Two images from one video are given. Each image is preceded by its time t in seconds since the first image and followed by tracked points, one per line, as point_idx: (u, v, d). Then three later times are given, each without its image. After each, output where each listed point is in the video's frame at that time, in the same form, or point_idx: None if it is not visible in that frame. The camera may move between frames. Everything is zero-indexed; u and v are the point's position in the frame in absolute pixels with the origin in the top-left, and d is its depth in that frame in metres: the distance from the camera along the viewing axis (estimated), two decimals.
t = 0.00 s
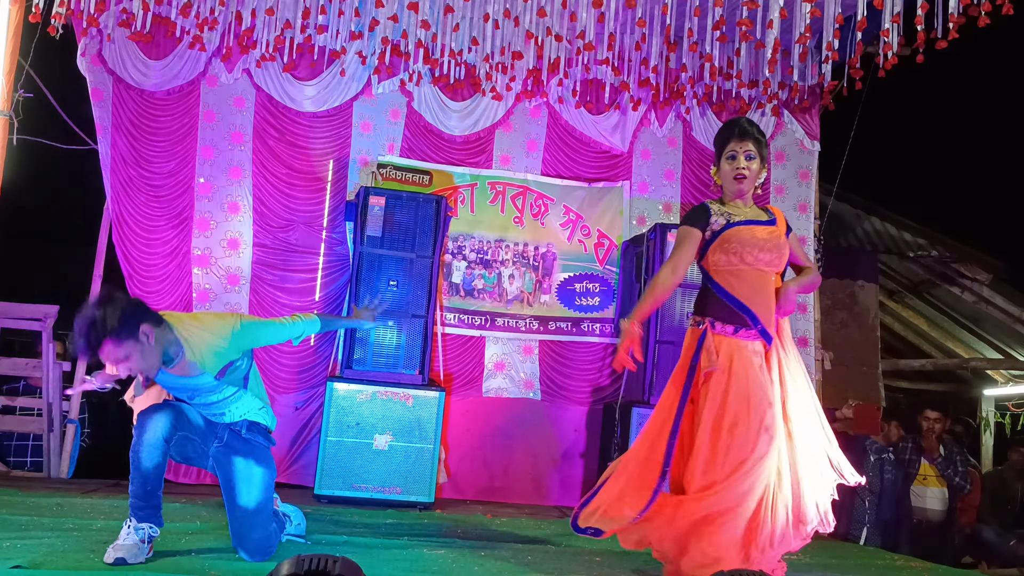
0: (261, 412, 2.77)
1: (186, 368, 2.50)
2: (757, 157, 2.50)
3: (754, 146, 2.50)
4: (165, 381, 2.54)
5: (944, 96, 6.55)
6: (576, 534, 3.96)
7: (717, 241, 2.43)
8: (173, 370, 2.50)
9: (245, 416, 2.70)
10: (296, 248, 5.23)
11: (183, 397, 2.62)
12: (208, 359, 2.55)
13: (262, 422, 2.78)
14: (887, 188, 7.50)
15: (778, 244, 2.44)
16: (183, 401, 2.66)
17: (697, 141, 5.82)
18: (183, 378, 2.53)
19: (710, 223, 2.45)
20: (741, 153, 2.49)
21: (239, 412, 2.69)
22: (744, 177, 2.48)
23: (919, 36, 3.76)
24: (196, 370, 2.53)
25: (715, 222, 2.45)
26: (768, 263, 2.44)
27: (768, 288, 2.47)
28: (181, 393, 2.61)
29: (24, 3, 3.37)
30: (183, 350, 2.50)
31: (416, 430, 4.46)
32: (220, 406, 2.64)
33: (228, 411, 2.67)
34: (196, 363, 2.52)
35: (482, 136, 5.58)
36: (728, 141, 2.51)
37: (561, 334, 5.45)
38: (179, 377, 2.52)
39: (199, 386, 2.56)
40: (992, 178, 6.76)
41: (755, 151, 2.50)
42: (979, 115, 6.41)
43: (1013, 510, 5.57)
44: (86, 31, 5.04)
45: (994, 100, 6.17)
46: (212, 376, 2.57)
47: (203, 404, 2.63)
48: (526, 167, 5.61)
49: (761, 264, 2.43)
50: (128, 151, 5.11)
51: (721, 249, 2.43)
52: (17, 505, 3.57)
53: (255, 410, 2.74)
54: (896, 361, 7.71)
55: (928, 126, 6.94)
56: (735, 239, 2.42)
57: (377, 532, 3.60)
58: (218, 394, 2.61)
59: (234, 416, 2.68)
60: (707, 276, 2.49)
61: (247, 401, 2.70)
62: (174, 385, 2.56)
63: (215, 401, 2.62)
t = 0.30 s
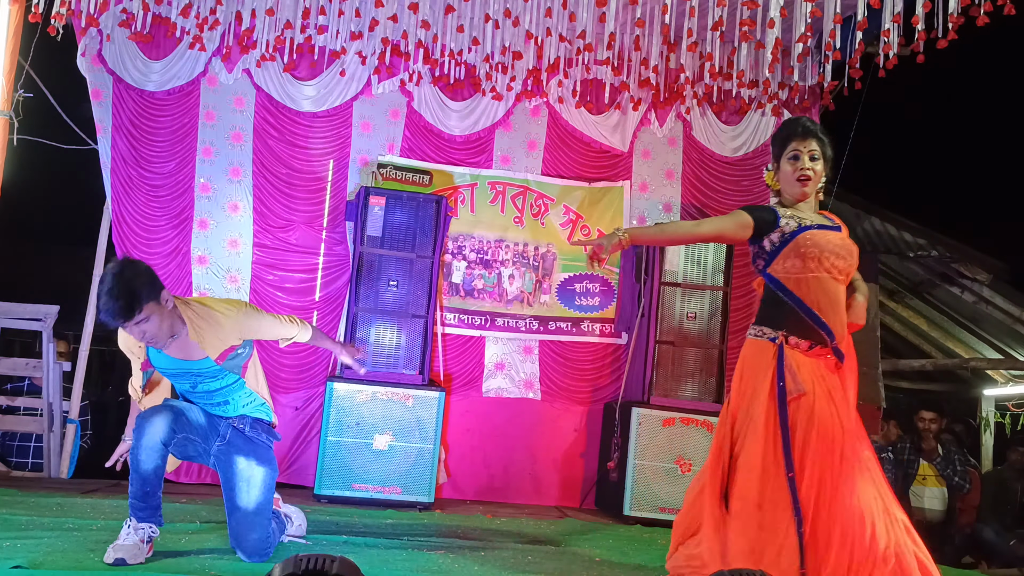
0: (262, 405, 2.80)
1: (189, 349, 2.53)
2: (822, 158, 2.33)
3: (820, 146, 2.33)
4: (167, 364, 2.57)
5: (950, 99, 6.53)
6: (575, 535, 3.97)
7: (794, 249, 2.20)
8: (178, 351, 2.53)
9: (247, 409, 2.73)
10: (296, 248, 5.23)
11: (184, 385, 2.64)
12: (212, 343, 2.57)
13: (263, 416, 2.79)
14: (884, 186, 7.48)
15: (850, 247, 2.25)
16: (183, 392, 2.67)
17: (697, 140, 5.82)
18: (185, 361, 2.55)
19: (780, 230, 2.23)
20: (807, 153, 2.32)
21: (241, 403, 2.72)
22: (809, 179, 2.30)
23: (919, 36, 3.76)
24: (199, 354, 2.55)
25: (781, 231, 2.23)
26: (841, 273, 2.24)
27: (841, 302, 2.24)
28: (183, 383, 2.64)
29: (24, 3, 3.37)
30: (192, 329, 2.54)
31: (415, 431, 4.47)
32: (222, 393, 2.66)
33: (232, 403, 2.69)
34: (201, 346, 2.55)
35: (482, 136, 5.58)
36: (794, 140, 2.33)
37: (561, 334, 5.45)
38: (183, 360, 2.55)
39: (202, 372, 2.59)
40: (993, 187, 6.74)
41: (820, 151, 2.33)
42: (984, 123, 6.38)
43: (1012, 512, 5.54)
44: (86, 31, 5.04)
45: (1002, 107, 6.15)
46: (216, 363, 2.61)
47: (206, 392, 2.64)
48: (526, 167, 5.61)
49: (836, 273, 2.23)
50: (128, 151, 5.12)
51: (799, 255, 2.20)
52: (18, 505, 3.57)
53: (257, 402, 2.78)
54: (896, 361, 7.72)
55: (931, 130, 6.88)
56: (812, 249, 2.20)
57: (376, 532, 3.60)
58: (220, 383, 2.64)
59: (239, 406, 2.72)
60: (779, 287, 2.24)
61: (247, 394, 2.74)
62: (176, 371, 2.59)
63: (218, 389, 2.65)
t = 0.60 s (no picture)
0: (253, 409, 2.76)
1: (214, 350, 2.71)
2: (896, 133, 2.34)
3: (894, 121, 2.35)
4: (197, 342, 2.72)
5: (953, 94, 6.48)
6: (575, 535, 3.96)
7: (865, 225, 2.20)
8: (213, 329, 2.75)
9: (241, 408, 2.72)
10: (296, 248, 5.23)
11: (196, 364, 2.70)
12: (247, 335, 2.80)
13: (256, 415, 2.75)
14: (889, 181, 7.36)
15: (925, 232, 2.21)
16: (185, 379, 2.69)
17: (697, 140, 5.82)
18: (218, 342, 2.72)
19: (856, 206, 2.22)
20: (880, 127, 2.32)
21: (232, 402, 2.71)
22: (882, 154, 2.30)
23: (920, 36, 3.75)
24: (232, 340, 2.75)
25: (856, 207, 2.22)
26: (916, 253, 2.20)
27: (918, 287, 2.20)
28: (191, 367, 2.70)
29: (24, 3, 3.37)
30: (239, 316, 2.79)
31: (415, 431, 4.46)
32: (222, 389, 2.69)
33: (226, 401, 2.70)
34: (236, 333, 2.77)
35: (482, 136, 5.58)
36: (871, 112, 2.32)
37: (561, 334, 5.45)
38: (216, 341, 2.73)
39: (225, 360, 2.71)
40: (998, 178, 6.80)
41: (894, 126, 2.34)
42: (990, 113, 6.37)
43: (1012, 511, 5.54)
44: (86, 31, 5.05)
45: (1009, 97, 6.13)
46: (241, 354, 2.76)
47: (209, 383, 2.68)
48: (526, 167, 5.61)
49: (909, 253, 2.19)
50: (128, 151, 5.12)
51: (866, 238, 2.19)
52: (17, 505, 3.57)
53: (253, 407, 2.76)
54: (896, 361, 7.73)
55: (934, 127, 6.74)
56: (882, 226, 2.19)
57: (376, 532, 3.60)
58: (230, 377, 2.71)
59: (229, 407, 2.70)
60: (851, 273, 2.21)
61: (249, 395, 2.75)
62: (199, 352, 2.70)
63: (222, 381, 2.70)
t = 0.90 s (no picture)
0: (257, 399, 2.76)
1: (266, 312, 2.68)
2: (938, 122, 2.37)
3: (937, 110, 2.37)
4: (251, 303, 2.72)
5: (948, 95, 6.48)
6: (575, 535, 3.97)
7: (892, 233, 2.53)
8: (271, 290, 2.74)
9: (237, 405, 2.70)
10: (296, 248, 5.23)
11: (239, 325, 2.70)
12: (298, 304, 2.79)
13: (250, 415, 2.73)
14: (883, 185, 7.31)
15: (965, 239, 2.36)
16: (220, 338, 2.68)
17: (697, 141, 5.82)
18: (272, 306, 2.73)
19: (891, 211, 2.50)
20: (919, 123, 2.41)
21: (234, 390, 2.70)
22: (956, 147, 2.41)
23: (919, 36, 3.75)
24: (283, 304, 2.75)
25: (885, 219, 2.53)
26: (955, 263, 2.38)
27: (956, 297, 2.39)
28: (233, 327, 2.69)
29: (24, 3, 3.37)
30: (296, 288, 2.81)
31: (416, 430, 4.46)
32: (250, 361, 2.71)
33: (245, 377, 2.71)
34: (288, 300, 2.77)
35: (482, 136, 5.58)
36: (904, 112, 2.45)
37: (561, 334, 5.45)
38: (270, 304, 2.73)
39: (271, 326, 2.73)
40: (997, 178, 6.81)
41: (937, 115, 2.37)
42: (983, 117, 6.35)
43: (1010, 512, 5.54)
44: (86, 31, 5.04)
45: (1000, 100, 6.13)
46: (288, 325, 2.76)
47: (245, 349, 2.70)
48: (526, 167, 5.61)
49: (943, 265, 2.40)
50: (128, 151, 5.12)
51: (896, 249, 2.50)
52: (18, 505, 3.57)
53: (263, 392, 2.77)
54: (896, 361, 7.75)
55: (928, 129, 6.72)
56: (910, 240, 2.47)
57: (377, 532, 3.60)
58: (266, 349, 2.73)
59: (228, 402, 2.69)
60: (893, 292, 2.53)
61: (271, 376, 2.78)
62: (249, 313, 2.71)
63: (254, 352, 2.71)
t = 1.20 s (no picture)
0: (267, 396, 2.73)
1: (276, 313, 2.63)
2: (987, 128, 2.38)
3: (985, 116, 2.38)
4: (265, 299, 2.72)
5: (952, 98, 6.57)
6: (575, 535, 3.97)
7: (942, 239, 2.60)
8: (287, 288, 2.74)
9: (243, 403, 2.67)
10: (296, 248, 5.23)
11: (252, 321, 2.70)
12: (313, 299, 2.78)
13: (255, 413, 2.71)
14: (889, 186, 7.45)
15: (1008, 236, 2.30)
16: (232, 333, 2.69)
17: (697, 141, 5.82)
18: (285, 301, 2.73)
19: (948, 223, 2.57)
20: (969, 129, 2.44)
21: (242, 386, 2.67)
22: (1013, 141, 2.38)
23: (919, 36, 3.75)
24: (298, 301, 2.75)
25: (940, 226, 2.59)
26: (994, 262, 2.36)
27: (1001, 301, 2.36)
28: (246, 322, 2.70)
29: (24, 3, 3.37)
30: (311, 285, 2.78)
31: (416, 430, 4.46)
32: (262, 355, 2.69)
33: (257, 371, 2.69)
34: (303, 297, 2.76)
35: (482, 136, 5.58)
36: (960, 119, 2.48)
37: (561, 334, 5.46)
38: (284, 300, 2.73)
39: (283, 320, 2.72)
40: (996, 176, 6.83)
41: (986, 121, 2.39)
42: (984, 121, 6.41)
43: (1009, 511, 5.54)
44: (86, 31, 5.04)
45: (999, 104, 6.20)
46: (302, 320, 2.75)
47: (257, 343, 2.69)
48: (526, 167, 5.61)
49: (988, 264, 2.38)
50: (128, 151, 5.12)
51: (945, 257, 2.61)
52: (17, 505, 3.57)
53: (275, 387, 2.75)
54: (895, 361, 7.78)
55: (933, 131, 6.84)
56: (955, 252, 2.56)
57: (377, 532, 3.60)
58: (278, 344, 2.71)
59: (235, 400, 2.66)
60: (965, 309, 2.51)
61: (283, 371, 2.75)
62: (263, 308, 2.71)
63: (266, 347, 2.70)
